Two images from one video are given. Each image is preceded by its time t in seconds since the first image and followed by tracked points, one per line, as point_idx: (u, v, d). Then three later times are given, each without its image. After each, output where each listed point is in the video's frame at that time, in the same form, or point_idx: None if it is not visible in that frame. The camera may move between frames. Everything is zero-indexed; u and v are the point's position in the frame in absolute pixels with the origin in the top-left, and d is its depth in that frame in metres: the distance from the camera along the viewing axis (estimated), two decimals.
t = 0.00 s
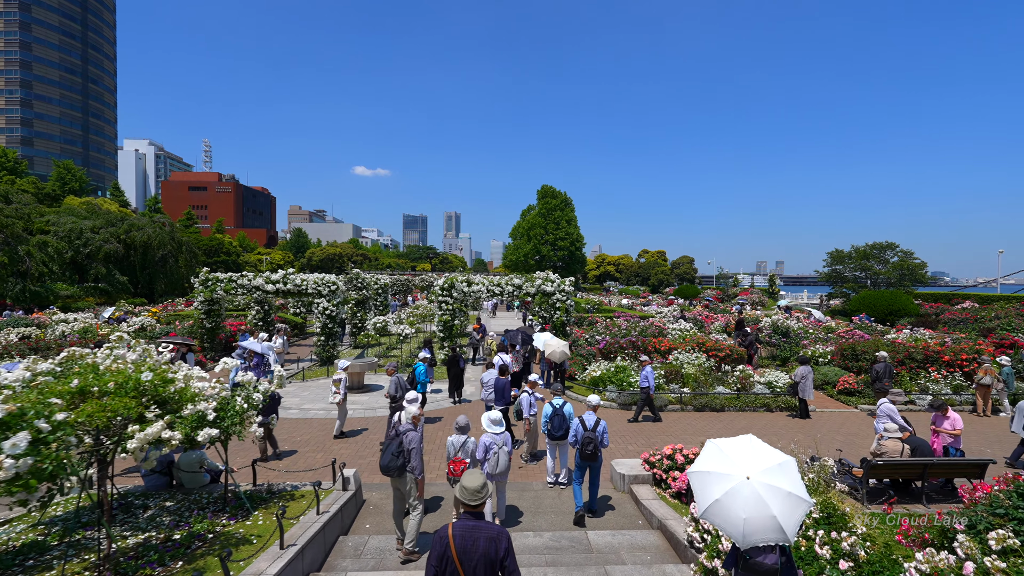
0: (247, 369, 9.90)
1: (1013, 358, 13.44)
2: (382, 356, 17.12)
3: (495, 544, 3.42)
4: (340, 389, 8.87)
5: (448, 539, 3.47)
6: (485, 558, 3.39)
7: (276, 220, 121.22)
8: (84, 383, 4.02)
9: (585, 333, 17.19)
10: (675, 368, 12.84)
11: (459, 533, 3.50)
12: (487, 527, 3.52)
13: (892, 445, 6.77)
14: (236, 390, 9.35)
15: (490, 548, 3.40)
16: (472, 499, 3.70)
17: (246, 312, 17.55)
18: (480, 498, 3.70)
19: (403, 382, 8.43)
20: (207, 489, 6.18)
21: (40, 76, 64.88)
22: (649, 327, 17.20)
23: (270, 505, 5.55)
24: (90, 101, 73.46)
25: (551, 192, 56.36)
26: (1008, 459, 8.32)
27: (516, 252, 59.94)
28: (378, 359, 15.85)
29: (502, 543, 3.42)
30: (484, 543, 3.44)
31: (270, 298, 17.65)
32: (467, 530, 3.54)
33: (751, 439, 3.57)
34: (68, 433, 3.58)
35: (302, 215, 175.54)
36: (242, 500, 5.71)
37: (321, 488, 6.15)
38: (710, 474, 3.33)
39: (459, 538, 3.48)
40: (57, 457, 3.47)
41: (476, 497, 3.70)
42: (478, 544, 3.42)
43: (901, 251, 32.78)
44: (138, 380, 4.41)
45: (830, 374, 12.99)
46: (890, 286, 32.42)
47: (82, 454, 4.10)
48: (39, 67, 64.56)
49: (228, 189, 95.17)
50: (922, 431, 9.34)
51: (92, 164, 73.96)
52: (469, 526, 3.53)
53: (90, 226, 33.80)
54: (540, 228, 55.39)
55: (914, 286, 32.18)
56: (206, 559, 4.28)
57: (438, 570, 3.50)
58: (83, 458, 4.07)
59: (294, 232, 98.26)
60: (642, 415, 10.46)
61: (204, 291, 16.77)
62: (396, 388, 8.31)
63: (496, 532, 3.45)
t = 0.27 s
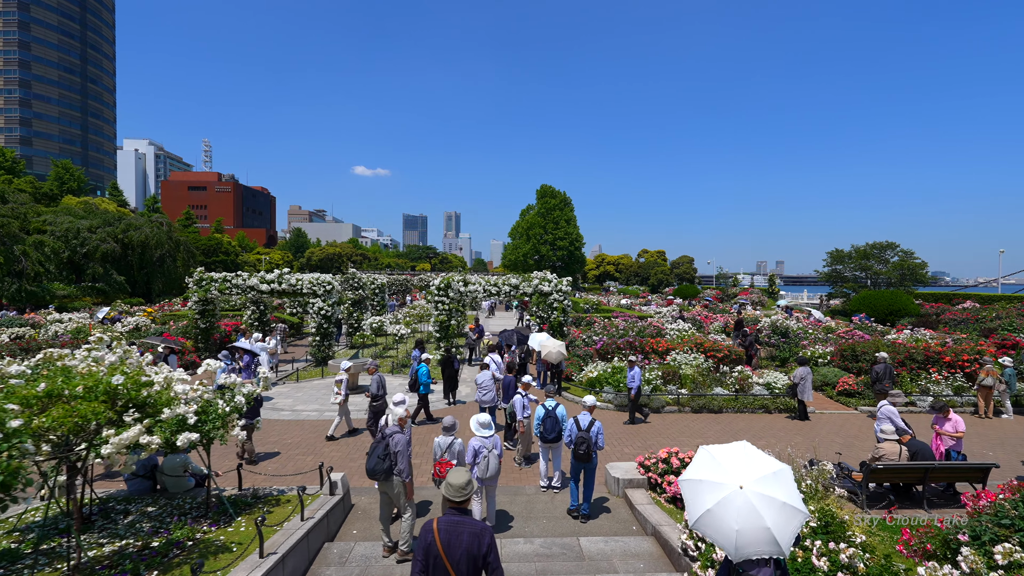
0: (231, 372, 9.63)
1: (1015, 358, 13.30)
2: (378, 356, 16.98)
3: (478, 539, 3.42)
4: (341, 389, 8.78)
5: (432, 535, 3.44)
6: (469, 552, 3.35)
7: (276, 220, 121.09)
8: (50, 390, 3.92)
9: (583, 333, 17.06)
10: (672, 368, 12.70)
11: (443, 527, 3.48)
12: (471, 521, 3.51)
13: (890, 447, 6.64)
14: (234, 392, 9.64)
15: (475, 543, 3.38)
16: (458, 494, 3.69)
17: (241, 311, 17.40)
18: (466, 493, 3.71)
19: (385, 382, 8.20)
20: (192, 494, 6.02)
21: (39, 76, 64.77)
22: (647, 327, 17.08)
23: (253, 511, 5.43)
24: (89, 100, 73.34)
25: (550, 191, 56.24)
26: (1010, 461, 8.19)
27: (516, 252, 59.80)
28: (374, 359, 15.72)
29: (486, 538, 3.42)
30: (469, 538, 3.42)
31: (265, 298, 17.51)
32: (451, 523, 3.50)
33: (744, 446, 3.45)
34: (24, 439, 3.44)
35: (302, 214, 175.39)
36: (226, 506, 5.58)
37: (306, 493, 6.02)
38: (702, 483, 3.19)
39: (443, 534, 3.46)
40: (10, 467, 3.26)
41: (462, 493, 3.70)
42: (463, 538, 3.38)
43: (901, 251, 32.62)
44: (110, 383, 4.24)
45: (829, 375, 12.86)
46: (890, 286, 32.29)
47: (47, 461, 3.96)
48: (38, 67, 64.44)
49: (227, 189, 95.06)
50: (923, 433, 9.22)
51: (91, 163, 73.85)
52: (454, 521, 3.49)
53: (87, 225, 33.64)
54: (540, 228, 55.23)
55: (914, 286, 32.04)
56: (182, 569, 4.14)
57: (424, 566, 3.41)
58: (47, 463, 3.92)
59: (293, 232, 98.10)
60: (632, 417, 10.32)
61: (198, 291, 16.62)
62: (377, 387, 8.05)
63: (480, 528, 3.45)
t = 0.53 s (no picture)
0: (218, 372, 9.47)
1: (1017, 359, 13.16)
2: (375, 357, 16.81)
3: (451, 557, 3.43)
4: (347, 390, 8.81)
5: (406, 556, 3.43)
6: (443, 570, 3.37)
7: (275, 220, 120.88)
8: (13, 396, 3.81)
9: (580, 334, 16.93)
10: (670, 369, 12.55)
11: (417, 546, 3.49)
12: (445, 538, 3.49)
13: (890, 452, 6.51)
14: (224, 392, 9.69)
15: (448, 561, 3.38)
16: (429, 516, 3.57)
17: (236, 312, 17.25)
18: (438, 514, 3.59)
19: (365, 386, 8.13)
20: (176, 500, 5.85)
21: (38, 75, 64.64)
22: (645, 327, 16.94)
23: (236, 518, 5.29)
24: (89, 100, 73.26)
25: (549, 191, 56.06)
26: (1013, 465, 8.06)
27: (515, 252, 59.65)
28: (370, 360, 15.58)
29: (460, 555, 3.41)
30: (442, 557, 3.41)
31: (261, 298, 17.38)
32: (423, 544, 3.48)
33: (738, 453, 3.37)
34: None
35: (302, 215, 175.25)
36: (209, 513, 5.43)
37: (293, 498, 5.89)
38: (694, 494, 3.10)
39: (418, 552, 3.47)
40: None
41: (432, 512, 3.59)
42: (436, 558, 3.36)
43: (902, 250, 32.47)
44: (79, 389, 4.11)
45: (829, 376, 12.71)
46: (890, 286, 32.14)
47: (14, 468, 3.84)
48: (37, 66, 64.28)
49: (227, 189, 94.95)
50: (924, 435, 9.08)
51: (90, 163, 73.73)
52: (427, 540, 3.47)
53: (84, 225, 33.45)
54: (539, 227, 55.04)
55: (914, 285, 31.90)
56: None
57: None
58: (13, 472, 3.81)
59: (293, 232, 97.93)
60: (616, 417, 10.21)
61: (192, 291, 16.43)
62: (356, 392, 7.97)
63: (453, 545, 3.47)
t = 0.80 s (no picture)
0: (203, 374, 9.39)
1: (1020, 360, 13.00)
2: (371, 358, 16.67)
3: (436, 552, 3.42)
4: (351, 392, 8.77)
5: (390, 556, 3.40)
6: (428, 567, 3.39)
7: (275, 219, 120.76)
8: None
9: (579, 334, 16.78)
10: (669, 370, 12.40)
11: (399, 544, 3.44)
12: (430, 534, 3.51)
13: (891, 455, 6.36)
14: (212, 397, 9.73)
15: (433, 557, 3.38)
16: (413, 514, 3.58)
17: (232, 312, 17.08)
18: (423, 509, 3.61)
19: (343, 387, 7.96)
20: (160, 505, 5.70)
21: (37, 75, 64.51)
22: (644, 328, 16.79)
23: (220, 525, 5.15)
24: (87, 100, 73.12)
25: (549, 190, 55.91)
26: (1017, 469, 7.92)
27: (515, 252, 59.48)
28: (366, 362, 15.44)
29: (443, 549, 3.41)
30: (427, 552, 3.41)
31: (256, 298, 17.22)
32: (406, 540, 3.45)
33: (734, 461, 3.35)
34: None
35: (302, 215, 175.10)
36: (192, 519, 5.29)
37: (279, 504, 5.75)
38: (690, 506, 3.07)
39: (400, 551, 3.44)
40: None
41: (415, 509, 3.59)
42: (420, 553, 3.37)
43: (902, 250, 32.31)
44: (47, 394, 4.03)
45: (830, 377, 12.55)
46: (891, 286, 31.99)
47: None
48: (36, 66, 64.14)
49: (226, 188, 94.80)
50: (926, 438, 8.94)
51: (89, 163, 73.52)
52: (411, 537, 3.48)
53: (81, 225, 33.29)
54: (539, 227, 54.88)
55: (915, 285, 31.75)
56: None
57: None
58: None
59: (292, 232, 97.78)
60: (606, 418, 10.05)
61: (186, 291, 16.25)
62: (333, 393, 7.79)
63: (437, 540, 3.47)
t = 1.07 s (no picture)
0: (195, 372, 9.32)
1: None
2: (368, 358, 16.52)
3: (431, 552, 3.50)
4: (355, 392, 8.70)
5: (385, 553, 3.47)
6: (423, 566, 3.44)
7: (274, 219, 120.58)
8: None
9: (577, 335, 16.62)
10: (668, 371, 12.25)
11: (396, 544, 3.50)
12: (427, 532, 3.59)
13: (893, 460, 6.20)
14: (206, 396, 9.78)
15: (428, 557, 3.45)
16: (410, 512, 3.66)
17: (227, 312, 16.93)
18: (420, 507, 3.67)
19: (322, 387, 7.79)
20: (144, 511, 5.55)
21: (34, 74, 64.29)
22: (643, 328, 16.63)
23: (204, 533, 5.01)
24: (86, 99, 72.91)
25: (548, 190, 55.73)
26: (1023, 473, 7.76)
27: (514, 251, 59.30)
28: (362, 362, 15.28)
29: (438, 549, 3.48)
30: (424, 552, 3.49)
31: (252, 298, 17.06)
32: (403, 540, 3.52)
33: (736, 471, 3.34)
34: None
35: (302, 214, 174.87)
36: (176, 525, 5.15)
37: (266, 510, 5.59)
38: (690, 520, 3.01)
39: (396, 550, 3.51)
40: None
41: (412, 506, 3.66)
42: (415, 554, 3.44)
43: (903, 250, 32.14)
44: (13, 398, 3.97)
45: (831, 379, 12.39)
46: (892, 286, 31.81)
47: None
48: (34, 64, 63.94)
49: (225, 188, 94.61)
50: (929, 441, 8.78)
51: (87, 163, 73.34)
52: (408, 534, 3.57)
53: (78, 224, 33.12)
54: (539, 227, 54.70)
55: (916, 286, 31.56)
56: None
57: None
58: None
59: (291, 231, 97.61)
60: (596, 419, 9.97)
61: (181, 290, 16.09)
62: (311, 393, 7.63)
63: (433, 540, 3.55)
